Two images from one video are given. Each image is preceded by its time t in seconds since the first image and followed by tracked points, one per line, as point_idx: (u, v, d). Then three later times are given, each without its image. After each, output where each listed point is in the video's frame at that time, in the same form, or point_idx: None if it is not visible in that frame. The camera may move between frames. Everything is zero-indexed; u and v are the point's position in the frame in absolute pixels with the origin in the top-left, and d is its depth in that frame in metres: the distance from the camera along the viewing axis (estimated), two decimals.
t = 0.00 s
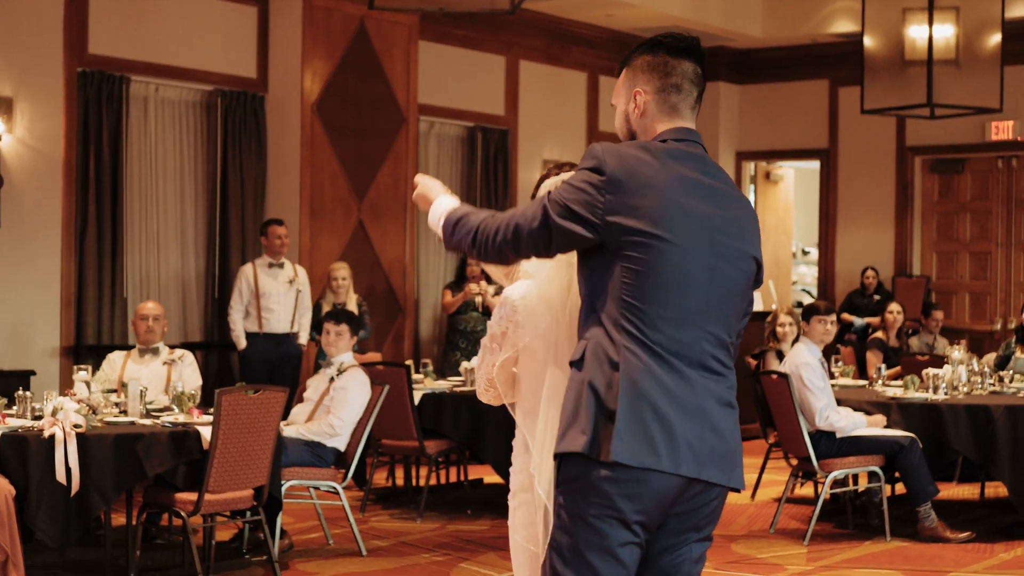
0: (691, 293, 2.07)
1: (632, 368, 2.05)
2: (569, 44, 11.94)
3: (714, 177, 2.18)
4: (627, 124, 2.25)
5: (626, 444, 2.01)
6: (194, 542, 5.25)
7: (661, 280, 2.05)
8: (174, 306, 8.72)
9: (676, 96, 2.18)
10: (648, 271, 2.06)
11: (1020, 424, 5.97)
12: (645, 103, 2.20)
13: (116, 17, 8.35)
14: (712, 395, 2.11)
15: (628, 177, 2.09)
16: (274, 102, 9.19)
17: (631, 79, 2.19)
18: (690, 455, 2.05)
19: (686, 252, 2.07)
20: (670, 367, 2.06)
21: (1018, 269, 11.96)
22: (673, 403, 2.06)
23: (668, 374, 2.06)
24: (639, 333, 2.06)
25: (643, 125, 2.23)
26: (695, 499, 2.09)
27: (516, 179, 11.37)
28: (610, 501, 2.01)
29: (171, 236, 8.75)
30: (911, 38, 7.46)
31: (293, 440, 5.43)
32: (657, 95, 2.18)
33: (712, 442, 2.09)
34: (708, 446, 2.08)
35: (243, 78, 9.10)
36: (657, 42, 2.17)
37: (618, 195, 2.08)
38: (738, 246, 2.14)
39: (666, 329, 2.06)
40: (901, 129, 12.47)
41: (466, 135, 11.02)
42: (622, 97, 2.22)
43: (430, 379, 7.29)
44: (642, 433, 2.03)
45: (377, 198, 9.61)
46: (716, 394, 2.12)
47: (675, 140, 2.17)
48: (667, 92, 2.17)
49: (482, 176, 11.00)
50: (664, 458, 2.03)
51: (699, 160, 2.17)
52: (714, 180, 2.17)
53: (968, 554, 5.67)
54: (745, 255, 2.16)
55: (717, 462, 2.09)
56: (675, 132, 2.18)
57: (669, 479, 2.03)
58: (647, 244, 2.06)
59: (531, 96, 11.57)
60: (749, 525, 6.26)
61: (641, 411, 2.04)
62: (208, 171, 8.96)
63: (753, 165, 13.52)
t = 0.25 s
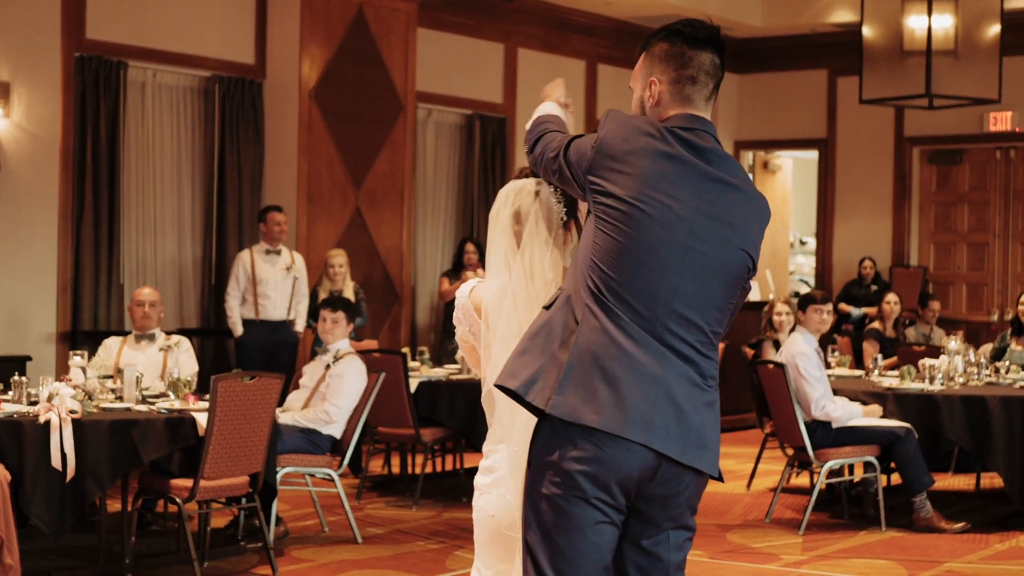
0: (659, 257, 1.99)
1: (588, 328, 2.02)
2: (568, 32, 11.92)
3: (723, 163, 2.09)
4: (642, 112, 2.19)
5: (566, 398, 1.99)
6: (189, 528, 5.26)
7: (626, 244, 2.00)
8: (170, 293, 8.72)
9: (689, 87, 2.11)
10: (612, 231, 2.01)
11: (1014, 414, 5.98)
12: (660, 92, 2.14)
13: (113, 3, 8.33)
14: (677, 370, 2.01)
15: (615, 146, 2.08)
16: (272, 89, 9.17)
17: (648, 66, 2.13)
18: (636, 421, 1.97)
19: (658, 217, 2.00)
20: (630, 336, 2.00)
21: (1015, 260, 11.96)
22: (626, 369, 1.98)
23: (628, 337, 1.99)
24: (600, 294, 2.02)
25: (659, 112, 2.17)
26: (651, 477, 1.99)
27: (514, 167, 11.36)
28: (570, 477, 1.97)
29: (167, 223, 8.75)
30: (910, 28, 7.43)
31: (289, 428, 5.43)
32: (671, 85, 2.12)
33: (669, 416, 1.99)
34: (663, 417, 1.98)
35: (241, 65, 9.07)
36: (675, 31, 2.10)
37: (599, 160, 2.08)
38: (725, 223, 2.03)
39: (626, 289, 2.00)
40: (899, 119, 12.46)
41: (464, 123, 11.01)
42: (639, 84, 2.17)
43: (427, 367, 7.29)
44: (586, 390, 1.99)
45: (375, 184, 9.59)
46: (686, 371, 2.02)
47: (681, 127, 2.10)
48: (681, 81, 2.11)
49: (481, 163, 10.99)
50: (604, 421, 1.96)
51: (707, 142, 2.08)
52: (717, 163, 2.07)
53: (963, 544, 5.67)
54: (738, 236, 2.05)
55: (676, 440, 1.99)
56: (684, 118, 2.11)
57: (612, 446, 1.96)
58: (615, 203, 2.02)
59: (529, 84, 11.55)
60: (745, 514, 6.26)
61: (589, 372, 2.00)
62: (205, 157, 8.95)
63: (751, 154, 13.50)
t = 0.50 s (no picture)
0: (647, 253, 1.94)
1: (576, 324, 1.98)
2: (562, 24, 11.92)
3: (722, 158, 2.02)
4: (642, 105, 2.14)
5: (551, 395, 1.96)
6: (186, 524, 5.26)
7: (613, 240, 1.95)
8: (166, 289, 8.72)
9: (688, 81, 2.05)
10: (599, 228, 1.97)
11: (1011, 401, 6.00)
12: (659, 87, 2.08)
13: None
14: (666, 366, 1.96)
15: (608, 141, 2.03)
16: (266, 84, 9.16)
17: (648, 60, 2.07)
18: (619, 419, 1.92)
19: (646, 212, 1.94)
20: (615, 332, 1.95)
21: (1010, 249, 11.95)
22: (610, 365, 1.94)
23: (614, 334, 1.95)
24: (587, 290, 1.99)
25: (658, 105, 2.11)
26: (637, 475, 1.95)
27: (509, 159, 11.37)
28: (552, 475, 1.96)
29: (162, 218, 8.74)
30: (904, 17, 7.43)
31: (285, 422, 5.43)
32: (671, 78, 2.06)
33: (655, 413, 1.94)
34: (648, 414, 1.93)
35: (235, 60, 9.07)
36: (675, 23, 2.04)
37: (593, 156, 2.04)
38: (718, 218, 1.97)
39: (612, 286, 1.95)
40: (894, 109, 12.46)
41: (458, 115, 11.01)
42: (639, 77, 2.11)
43: (423, 360, 7.30)
44: (571, 388, 1.96)
45: (370, 178, 9.57)
46: (675, 368, 1.97)
47: (678, 124, 2.04)
48: (681, 75, 2.05)
49: (476, 156, 10.99)
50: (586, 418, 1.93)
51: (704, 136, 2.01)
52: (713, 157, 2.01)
53: (961, 533, 5.68)
54: (732, 231, 1.99)
55: (663, 438, 1.94)
56: (681, 112, 2.05)
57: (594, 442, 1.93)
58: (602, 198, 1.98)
59: (524, 77, 11.55)
60: (743, 505, 6.26)
61: (576, 368, 1.97)
62: (200, 152, 8.94)
63: (746, 145, 13.51)
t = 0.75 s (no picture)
0: (644, 255, 1.91)
1: (573, 330, 1.94)
2: (557, 21, 11.92)
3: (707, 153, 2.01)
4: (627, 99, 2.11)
5: (554, 405, 1.92)
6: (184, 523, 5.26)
7: (609, 243, 1.91)
8: (163, 288, 8.72)
9: (671, 79, 2.02)
10: (593, 232, 1.93)
11: (1006, 394, 5.98)
12: (644, 82, 2.05)
13: None
14: (666, 367, 1.94)
15: (594, 142, 1.99)
16: (261, 82, 9.16)
17: (636, 53, 2.04)
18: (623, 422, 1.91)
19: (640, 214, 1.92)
20: (615, 336, 1.92)
21: (1007, 242, 11.95)
22: (612, 370, 1.91)
23: (613, 339, 1.92)
24: (583, 295, 1.94)
25: (641, 100, 2.09)
26: (639, 475, 1.93)
27: (505, 155, 11.37)
28: (557, 479, 1.93)
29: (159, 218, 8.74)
30: (898, 11, 7.42)
31: (282, 420, 5.43)
32: (653, 75, 2.04)
33: (656, 415, 1.92)
34: (651, 418, 1.92)
35: (230, 59, 9.06)
36: (661, 20, 2.00)
37: (579, 160, 1.99)
38: (709, 215, 1.96)
39: (612, 290, 1.92)
40: (891, 103, 12.47)
41: (454, 113, 11.00)
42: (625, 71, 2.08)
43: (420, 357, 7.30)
44: (576, 396, 1.91)
45: (366, 176, 9.58)
46: (674, 368, 1.95)
47: (662, 120, 2.01)
48: (664, 72, 2.02)
49: (472, 153, 11.00)
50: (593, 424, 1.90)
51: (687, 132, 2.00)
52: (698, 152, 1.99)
53: (959, 526, 5.68)
54: (722, 226, 1.98)
55: (665, 439, 1.93)
56: (664, 110, 2.02)
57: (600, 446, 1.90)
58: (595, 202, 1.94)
59: (520, 73, 11.56)
60: (740, 499, 6.27)
61: (577, 374, 1.92)
62: (195, 150, 8.94)
63: (743, 140, 13.51)
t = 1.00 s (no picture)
0: (604, 261, 1.92)
1: (537, 346, 1.92)
2: (547, 20, 11.93)
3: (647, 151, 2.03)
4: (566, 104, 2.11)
5: (529, 422, 1.89)
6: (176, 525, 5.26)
7: (565, 257, 1.92)
8: (156, 290, 8.72)
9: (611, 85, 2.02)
10: (550, 245, 1.93)
11: (997, 389, 6.02)
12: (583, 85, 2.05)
13: None
14: (634, 369, 1.95)
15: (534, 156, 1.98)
16: (253, 84, 9.16)
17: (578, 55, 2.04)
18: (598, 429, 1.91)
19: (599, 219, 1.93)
20: (581, 346, 1.92)
21: (1000, 238, 11.96)
22: (582, 380, 1.91)
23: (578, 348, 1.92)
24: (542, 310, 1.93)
25: (580, 106, 2.08)
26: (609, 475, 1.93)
27: (497, 156, 11.38)
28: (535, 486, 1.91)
29: (151, 220, 8.74)
30: (888, 8, 7.44)
31: (273, 422, 5.44)
32: (591, 80, 2.03)
33: (628, 415, 1.93)
34: (626, 420, 1.92)
35: (221, 60, 9.07)
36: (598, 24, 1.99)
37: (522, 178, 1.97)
38: (658, 213, 1.98)
39: (574, 300, 1.92)
40: (882, 99, 12.48)
41: (446, 113, 11.01)
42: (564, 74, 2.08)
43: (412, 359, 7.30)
44: (548, 410, 1.90)
45: (358, 177, 9.58)
46: (641, 368, 1.96)
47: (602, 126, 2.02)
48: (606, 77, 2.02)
49: (464, 152, 11.01)
50: (570, 434, 1.89)
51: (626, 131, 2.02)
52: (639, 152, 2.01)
53: (951, 522, 5.69)
54: (671, 224, 2.00)
55: (640, 438, 1.94)
56: (603, 117, 2.03)
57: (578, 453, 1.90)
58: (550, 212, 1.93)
59: (511, 73, 11.57)
60: (733, 498, 6.27)
61: (547, 387, 1.91)
62: (187, 153, 8.94)
63: (735, 138, 13.52)
